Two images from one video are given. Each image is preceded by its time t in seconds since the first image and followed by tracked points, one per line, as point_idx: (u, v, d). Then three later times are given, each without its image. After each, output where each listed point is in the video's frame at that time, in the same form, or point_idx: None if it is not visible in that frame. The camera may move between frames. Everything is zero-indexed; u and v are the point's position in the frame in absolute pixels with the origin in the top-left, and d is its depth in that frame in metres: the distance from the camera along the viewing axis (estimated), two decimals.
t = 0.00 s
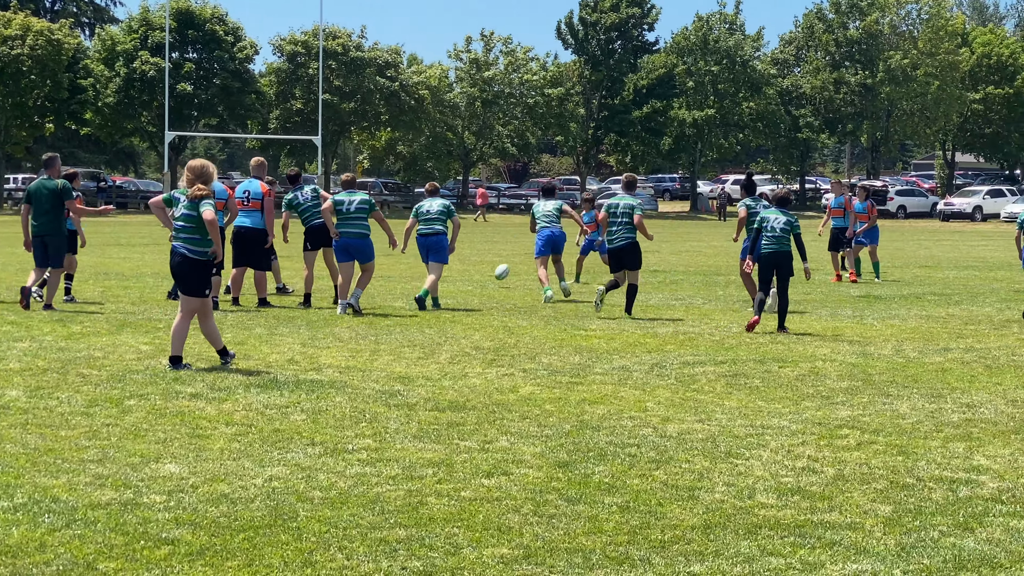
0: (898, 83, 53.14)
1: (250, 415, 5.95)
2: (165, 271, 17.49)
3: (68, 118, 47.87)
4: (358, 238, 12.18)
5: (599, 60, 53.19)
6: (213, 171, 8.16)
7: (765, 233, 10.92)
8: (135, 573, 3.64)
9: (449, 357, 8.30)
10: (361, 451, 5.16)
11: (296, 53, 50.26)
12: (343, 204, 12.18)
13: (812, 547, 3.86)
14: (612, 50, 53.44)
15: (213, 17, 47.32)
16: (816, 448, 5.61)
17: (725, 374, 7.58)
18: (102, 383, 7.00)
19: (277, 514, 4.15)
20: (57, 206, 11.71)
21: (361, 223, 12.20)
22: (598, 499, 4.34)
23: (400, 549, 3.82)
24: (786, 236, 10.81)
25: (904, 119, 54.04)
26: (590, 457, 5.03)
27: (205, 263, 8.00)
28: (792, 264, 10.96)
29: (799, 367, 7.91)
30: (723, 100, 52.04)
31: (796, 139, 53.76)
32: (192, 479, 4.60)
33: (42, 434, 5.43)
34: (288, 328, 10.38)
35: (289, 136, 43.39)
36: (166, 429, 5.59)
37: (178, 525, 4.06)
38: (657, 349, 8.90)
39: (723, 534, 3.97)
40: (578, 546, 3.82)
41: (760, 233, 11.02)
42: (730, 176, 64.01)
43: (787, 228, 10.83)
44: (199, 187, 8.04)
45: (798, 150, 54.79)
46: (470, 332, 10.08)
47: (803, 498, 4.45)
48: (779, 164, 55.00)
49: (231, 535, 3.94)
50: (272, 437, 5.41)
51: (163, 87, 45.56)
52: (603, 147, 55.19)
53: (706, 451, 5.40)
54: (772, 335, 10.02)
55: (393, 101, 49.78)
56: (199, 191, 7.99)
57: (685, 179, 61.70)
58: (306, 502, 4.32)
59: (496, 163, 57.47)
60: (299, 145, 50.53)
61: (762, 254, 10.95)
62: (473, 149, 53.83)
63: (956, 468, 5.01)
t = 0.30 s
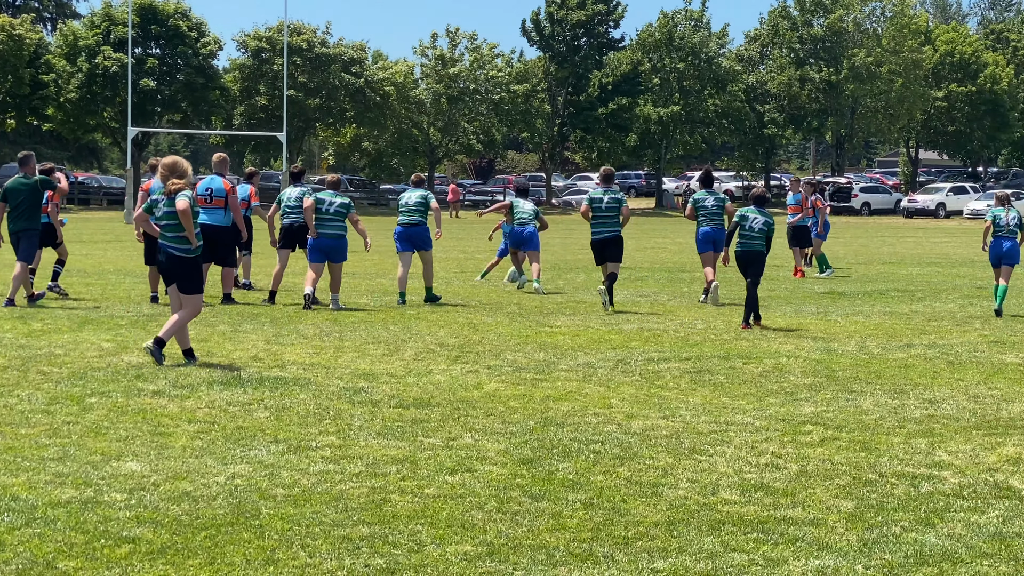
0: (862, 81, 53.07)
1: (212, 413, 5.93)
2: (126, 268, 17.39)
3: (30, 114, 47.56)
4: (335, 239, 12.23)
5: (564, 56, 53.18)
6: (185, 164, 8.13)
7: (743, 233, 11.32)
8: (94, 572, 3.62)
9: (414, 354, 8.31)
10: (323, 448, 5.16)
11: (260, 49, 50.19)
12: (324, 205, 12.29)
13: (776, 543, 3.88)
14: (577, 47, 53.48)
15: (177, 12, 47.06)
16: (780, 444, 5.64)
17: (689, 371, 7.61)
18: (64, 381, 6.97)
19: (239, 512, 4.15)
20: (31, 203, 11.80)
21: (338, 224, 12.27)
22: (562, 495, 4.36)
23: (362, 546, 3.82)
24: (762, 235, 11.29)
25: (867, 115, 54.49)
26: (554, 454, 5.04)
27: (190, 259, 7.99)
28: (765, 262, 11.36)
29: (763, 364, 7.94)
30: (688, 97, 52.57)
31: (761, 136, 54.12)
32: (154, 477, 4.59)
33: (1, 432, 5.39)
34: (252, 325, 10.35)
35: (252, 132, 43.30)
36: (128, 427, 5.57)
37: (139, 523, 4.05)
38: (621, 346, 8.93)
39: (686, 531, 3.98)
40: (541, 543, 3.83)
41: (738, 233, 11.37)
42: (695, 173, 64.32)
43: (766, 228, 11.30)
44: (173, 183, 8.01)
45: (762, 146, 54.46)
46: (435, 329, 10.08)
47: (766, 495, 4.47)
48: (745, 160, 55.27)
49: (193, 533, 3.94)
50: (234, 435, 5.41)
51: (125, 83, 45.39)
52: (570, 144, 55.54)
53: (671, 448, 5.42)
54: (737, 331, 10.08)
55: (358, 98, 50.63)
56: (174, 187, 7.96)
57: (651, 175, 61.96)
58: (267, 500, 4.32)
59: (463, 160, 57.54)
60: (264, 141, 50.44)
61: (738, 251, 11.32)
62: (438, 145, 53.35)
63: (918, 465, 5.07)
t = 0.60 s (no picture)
0: (820, 78, 53.08)
1: (169, 409, 5.95)
2: (84, 263, 17.32)
3: None
4: (303, 231, 12.37)
5: (524, 52, 53.33)
6: (159, 160, 8.27)
7: (712, 227, 11.49)
8: (48, 570, 3.61)
9: (372, 351, 8.38)
10: (281, 445, 5.20)
11: (218, 43, 49.66)
12: (293, 198, 12.52)
13: (733, 539, 3.96)
14: (537, 43, 53.58)
15: (134, 6, 46.92)
16: (739, 440, 5.74)
17: (648, 366, 7.73)
18: (19, 376, 6.96)
19: (196, 509, 4.17)
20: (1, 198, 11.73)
21: (308, 217, 12.47)
22: (521, 491, 4.42)
23: (319, 542, 3.86)
24: (730, 229, 11.40)
25: (826, 113, 53.96)
26: (513, 450, 5.10)
27: (160, 252, 8.11)
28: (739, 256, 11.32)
29: (721, 360, 8.04)
30: (647, 93, 53.22)
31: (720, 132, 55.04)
32: (110, 474, 4.61)
33: None
34: (210, 321, 10.39)
35: (209, 128, 43.35)
36: (84, 423, 5.58)
37: (95, 521, 4.06)
38: (580, 341, 9.01)
39: (644, 526, 4.05)
40: (499, 538, 3.87)
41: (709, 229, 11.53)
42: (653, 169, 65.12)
43: (734, 220, 11.50)
44: (145, 178, 8.14)
45: (721, 143, 55.98)
46: (393, 325, 10.13)
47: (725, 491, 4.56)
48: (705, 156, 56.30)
49: (148, 531, 3.95)
50: (191, 431, 5.44)
51: (82, 78, 45.33)
52: (528, 141, 56.24)
53: (629, 443, 5.50)
54: (696, 328, 10.20)
55: (316, 93, 49.78)
56: (146, 182, 8.08)
57: (608, 170, 62.67)
58: (224, 496, 4.35)
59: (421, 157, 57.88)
60: (222, 137, 50.46)
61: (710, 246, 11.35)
62: (398, 141, 54.41)
63: (876, 461, 5.20)
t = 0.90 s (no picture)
0: (777, 75, 56.09)
1: (124, 405, 6.13)
2: (41, 259, 17.39)
3: None
4: (271, 227, 12.81)
5: (481, 48, 55.03)
6: (134, 159, 8.65)
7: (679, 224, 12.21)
8: (6, 566, 3.75)
9: (329, 347, 8.63)
10: (238, 441, 5.41)
11: (175, 39, 48.74)
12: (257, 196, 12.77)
13: (689, 534, 4.18)
14: (493, 39, 55.22)
15: (89, 1, 47.31)
16: (695, 435, 6.01)
17: (605, 362, 8.05)
18: None
19: (152, 506, 4.35)
20: None
21: (273, 213, 12.83)
22: (477, 487, 4.66)
23: (276, 539, 4.03)
24: (696, 225, 12.11)
25: (782, 109, 57.15)
26: (470, 446, 5.35)
27: (125, 248, 8.44)
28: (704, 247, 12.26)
29: (678, 356, 8.37)
30: (604, 90, 54.65)
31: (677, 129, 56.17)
32: (65, 471, 4.76)
33: None
34: (166, 317, 10.55)
35: (167, 123, 43.86)
36: (39, 419, 5.73)
37: (49, 517, 4.20)
38: (537, 337, 9.32)
39: (600, 522, 4.29)
40: (456, 535, 4.07)
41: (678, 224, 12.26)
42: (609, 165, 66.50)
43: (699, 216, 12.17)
44: (117, 173, 8.50)
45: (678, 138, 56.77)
46: (350, 321, 10.38)
47: (680, 486, 4.80)
48: (661, 153, 56.72)
49: (104, 527, 4.11)
50: (147, 428, 5.63)
51: (37, 72, 45.22)
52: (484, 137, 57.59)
53: (585, 438, 5.79)
54: (650, 323, 10.52)
55: (273, 89, 49.20)
56: (120, 179, 8.45)
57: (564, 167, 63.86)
58: (181, 494, 4.53)
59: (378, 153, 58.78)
60: (178, 133, 50.59)
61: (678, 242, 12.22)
62: (355, 138, 54.17)
63: (831, 456, 5.45)
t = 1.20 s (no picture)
0: (737, 72, 56.63)
1: (84, 403, 6.24)
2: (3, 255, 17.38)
3: None
4: (244, 222, 12.97)
5: (442, 45, 56.02)
6: (112, 159, 8.77)
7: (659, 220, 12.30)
8: None
9: (290, 344, 8.75)
10: (198, 438, 5.55)
11: (134, 35, 50.23)
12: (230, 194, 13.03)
13: (650, 530, 4.29)
14: (455, 36, 56.27)
15: None
16: (656, 431, 6.16)
17: (566, 359, 8.23)
18: None
19: (110, 504, 4.46)
20: None
21: (248, 209, 13.05)
22: (438, 484, 4.80)
23: (235, 537, 4.14)
24: (676, 222, 12.18)
25: (742, 106, 57.56)
26: (431, 443, 5.49)
27: (99, 243, 8.45)
28: (681, 246, 12.31)
29: (638, 353, 8.55)
30: (567, 87, 55.46)
31: (638, 125, 57.00)
32: (24, 469, 4.87)
33: None
34: (126, 315, 10.60)
35: (127, 119, 44.07)
36: None
37: (8, 515, 4.30)
38: (498, 335, 9.50)
39: (560, 518, 4.41)
40: (416, 533, 4.20)
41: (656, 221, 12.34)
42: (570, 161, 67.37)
43: (679, 214, 12.28)
44: (97, 169, 8.61)
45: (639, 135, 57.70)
46: (311, 318, 10.48)
47: (642, 482, 4.93)
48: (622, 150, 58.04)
49: (62, 526, 4.22)
50: (105, 425, 5.72)
51: None
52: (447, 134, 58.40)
53: (545, 434, 5.94)
54: (609, 320, 10.68)
55: (234, 86, 50.88)
56: (99, 174, 8.56)
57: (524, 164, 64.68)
58: (140, 492, 4.65)
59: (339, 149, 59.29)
60: (137, 129, 50.77)
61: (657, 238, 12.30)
62: (315, 134, 55.66)
63: (791, 452, 5.57)
